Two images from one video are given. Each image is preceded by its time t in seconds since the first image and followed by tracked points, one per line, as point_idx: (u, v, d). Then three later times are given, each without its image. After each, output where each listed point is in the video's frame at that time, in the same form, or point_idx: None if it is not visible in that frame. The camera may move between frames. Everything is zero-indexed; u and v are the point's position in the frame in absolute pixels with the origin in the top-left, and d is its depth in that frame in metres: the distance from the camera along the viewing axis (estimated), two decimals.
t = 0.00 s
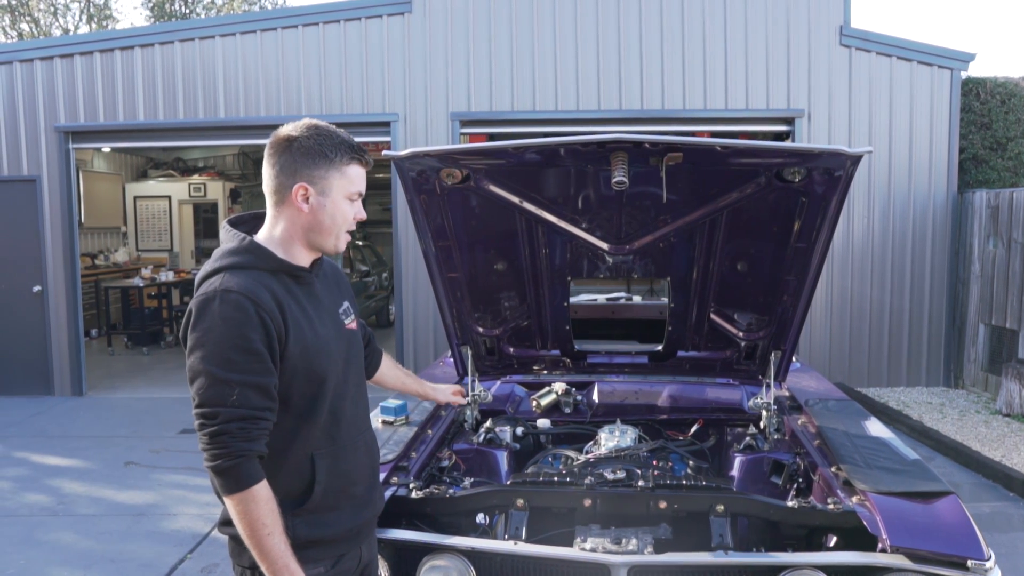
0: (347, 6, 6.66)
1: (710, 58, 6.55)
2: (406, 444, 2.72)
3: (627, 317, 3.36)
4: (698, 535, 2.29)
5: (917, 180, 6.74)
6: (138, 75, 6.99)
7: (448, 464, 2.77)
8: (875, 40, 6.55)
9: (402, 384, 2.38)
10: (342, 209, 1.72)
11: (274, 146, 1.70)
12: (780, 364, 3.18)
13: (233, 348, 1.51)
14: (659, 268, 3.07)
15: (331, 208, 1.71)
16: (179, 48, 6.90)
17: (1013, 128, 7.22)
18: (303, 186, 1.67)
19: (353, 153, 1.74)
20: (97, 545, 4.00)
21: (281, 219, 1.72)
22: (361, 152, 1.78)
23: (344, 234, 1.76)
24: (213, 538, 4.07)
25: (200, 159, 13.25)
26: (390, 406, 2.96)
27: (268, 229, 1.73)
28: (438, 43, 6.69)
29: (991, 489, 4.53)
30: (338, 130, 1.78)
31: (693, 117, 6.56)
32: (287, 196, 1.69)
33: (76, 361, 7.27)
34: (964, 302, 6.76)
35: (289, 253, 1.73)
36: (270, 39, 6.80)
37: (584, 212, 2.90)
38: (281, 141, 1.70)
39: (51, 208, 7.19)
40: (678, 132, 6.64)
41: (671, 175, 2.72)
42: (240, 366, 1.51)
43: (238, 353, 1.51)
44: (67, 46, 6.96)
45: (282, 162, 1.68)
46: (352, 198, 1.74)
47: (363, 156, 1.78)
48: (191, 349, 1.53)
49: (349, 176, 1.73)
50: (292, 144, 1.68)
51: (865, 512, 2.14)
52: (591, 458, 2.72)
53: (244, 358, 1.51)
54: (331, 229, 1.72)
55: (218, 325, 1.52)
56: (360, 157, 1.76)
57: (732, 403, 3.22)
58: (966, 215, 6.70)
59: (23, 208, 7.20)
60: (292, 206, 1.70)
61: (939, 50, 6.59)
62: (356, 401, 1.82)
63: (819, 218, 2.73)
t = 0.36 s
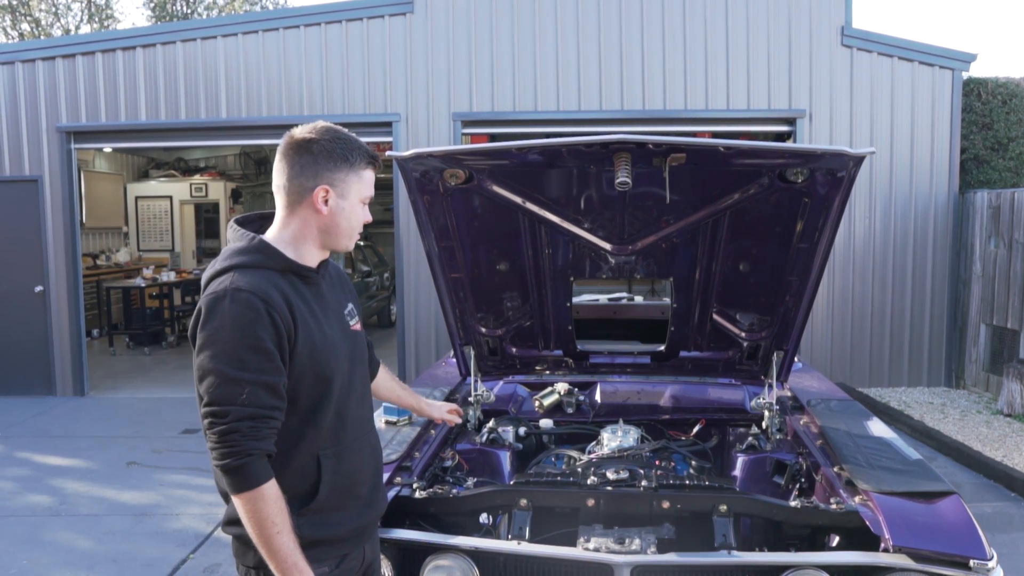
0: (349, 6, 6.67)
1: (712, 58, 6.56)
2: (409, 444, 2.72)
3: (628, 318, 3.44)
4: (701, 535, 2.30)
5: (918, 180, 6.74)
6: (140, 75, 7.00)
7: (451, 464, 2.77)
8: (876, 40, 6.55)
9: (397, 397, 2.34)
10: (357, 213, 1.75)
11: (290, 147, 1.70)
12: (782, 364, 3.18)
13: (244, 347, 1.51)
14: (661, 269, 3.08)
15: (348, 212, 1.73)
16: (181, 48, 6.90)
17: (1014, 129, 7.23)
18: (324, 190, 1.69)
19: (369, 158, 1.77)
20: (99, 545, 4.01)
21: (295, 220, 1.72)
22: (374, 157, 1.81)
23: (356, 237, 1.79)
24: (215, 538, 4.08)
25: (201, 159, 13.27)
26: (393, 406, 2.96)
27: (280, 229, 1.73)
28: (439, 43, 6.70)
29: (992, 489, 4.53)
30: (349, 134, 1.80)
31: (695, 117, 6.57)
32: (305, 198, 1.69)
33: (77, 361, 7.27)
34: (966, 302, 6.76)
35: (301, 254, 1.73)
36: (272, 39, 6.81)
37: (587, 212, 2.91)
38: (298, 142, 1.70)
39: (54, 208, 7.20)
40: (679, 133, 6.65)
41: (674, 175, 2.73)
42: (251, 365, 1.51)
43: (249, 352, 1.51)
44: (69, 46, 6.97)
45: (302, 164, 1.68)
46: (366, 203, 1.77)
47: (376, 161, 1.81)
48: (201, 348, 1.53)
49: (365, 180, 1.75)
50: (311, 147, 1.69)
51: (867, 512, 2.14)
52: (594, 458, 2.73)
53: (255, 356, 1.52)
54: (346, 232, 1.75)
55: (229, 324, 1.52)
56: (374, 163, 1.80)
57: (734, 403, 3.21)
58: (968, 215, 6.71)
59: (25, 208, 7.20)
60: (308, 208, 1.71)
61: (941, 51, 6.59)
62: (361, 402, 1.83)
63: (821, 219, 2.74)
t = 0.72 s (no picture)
0: (351, 6, 6.68)
1: (713, 58, 6.56)
2: (411, 444, 2.73)
3: (630, 318, 3.48)
4: (703, 535, 2.31)
5: (919, 180, 6.74)
6: (142, 75, 7.01)
7: (453, 464, 2.78)
8: (877, 40, 6.55)
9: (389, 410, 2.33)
10: (364, 218, 1.78)
11: (301, 149, 1.71)
12: (784, 364, 3.18)
13: (252, 345, 1.52)
14: (663, 269, 3.08)
15: (356, 216, 1.75)
16: (183, 48, 6.91)
17: (1016, 129, 7.23)
18: (336, 194, 1.71)
19: (379, 166, 1.80)
20: (101, 545, 4.02)
21: (303, 221, 1.72)
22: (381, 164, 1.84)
23: (359, 242, 1.81)
24: (217, 538, 4.09)
25: (202, 159, 13.28)
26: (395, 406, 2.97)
27: (287, 229, 1.72)
28: (440, 43, 6.71)
29: (994, 489, 4.53)
30: (358, 140, 1.82)
31: (695, 117, 6.57)
32: (315, 200, 1.70)
33: (79, 362, 7.28)
34: (967, 302, 6.76)
35: (307, 254, 1.73)
36: (273, 39, 6.82)
37: (589, 213, 2.91)
38: (312, 144, 1.71)
39: (55, 208, 7.21)
40: (680, 133, 6.65)
41: (676, 176, 2.73)
42: (259, 363, 1.52)
43: (257, 350, 1.52)
44: (71, 46, 6.98)
45: (315, 167, 1.69)
46: (372, 210, 1.80)
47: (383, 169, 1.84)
48: (208, 347, 1.53)
49: (373, 186, 1.78)
50: (324, 150, 1.70)
51: (868, 512, 2.15)
52: (596, 458, 2.72)
53: (263, 355, 1.52)
54: (351, 236, 1.77)
55: (237, 323, 1.53)
56: (382, 170, 1.83)
57: (736, 404, 3.21)
58: (969, 215, 6.71)
59: (27, 209, 7.22)
60: (318, 210, 1.71)
61: (942, 51, 6.59)
62: (364, 401, 1.83)
63: (823, 219, 2.75)
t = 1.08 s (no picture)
0: (351, 6, 6.68)
1: (713, 58, 6.56)
2: (412, 443, 2.74)
3: (630, 317, 3.45)
4: (704, 536, 2.28)
5: (919, 179, 6.74)
6: (142, 75, 7.02)
7: (454, 463, 2.78)
8: (877, 40, 6.56)
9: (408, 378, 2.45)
10: (359, 211, 1.76)
11: (292, 148, 1.71)
12: (784, 364, 3.18)
13: (250, 340, 1.52)
14: (664, 269, 3.09)
15: (350, 211, 1.74)
16: (184, 48, 6.92)
17: (1016, 128, 7.23)
18: (327, 190, 1.70)
19: (371, 158, 1.78)
20: (103, 544, 4.02)
21: (299, 219, 1.73)
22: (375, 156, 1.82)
23: (359, 235, 1.80)
24: (218, 538, 4.09)
25: (203, 159, 13.29)
26: (396, 406, 2.98)
27: (285, 228, 1.73)
28: (441, 43, 6.71)
29: (994, 489, 4.53)
30: (350, 134, 1.80)
31: (695, 117, 6.57)
32: (308, 197, 1.70)
33: (80, 362, 7.29)
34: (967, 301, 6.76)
35: (305, 253, 1.74)
36: (274, 39, 6.82)
37: (589, 212, 2.91)
38: (301, 143, 1.70)
39: (55, 208, 7.22)
40: (680, 133, 6.66)
41: (676, 176, 2.74)
42: (256, 358, 1.52)
43: (255, 345, 1.52)
44: (71, 46, 6.98)
45: (304, 165, 1.69)
46: (368, 202, 1.78)
47: (377, 160, 1.82)
48: (207, 342, 1.54)
49: (366, 179, 1.76)
50: (313, 147, 1.70)
51: (869, 511, 2.15)
52: (596, 458, 2.72)
53: (261, 350, 1.52)
54: (348, 230, 1.76)
55: (236, 318, 1.53)
56: (376, 162, 1.80)
57: (736, 403, 3.21)
58: (970, 215, 6.71)
59: (27, 209, 7.22)
60: (311, 207, 1.72)
61: (942, 50, 6.60)
62: (365, 398, 1.84)
63: (823, 219, 2.75)
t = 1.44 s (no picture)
0: (352, 6, 6.68)
1: (713, 58, 6.56)
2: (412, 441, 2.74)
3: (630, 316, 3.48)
4: (703, 532, 2.29)
5: (919, 179, 6.74)
6: (143, 75, 7.02)
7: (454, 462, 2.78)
8: (878, 40, 6.56)
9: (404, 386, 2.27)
10: (355, 210, 1.76)
11: (289, 147, 1.72)
12: (783, 363, 3.19)
13: (244, 341, 1.53)
14: (664, 267, 3.09)
15: (345, 210, 1.74)
16: (184, 48, 6.92)
17: (1016, 128, 7.23)
18: (321, 190, 1.70)
19: (367, 157, 1.77)
20: (103, 543, 4.03)
21: (294, 219, 1.74)
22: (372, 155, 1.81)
23: (354, 235, 1.79)
24: (218, 536, 4.09)
25: (203, 159, 13.31)
26: (395, 405, 2.98)
27: (281, 228, 1.75)
28: (441, 43, 6.71)
29: (994, 488, 4.53)
30: (348, 134, 1.80)
31: (695, 117, 6.57)
32: (302, 197, 1.71)
33: (80, 362, 7.30)
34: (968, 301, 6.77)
35: (300, 252, 1.75)
36: (274, 40, 6.83)
37: (589, 211, 2.92)
38: (296, 142, 1.71)
39: (55, 208, 7.22)
40: (680, 133, 6.66)
41: (675, 174, 2.74)
42: (253, 358, 1.53)
43: (251, 346, 1.53)
44: (72, 46, 6.99)
45: (298, 163, 1.70)
46: (364, 202, 1.78)
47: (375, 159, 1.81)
48: (204, 344, 1.55)
49: (362, 179, 1.76)
50: (309, 146, 1.71)
51: (867, 509, 2.16)
52: (596, 456, 2.72)
53: (256, 350, 1.53)
54: (343, 231, 1.76)
55: (232, 320, 1.54)
56: (373, 161, 1.80)
57: (736, 402, 3.22)
58: (970, 215, 6.71)
59: (28, 208, 7.23)
60: (306, 206, 1.72)
61: (942, 50, 6.60)
62: (363, 394, 1.83)
63: (822, 217, 2.75)
